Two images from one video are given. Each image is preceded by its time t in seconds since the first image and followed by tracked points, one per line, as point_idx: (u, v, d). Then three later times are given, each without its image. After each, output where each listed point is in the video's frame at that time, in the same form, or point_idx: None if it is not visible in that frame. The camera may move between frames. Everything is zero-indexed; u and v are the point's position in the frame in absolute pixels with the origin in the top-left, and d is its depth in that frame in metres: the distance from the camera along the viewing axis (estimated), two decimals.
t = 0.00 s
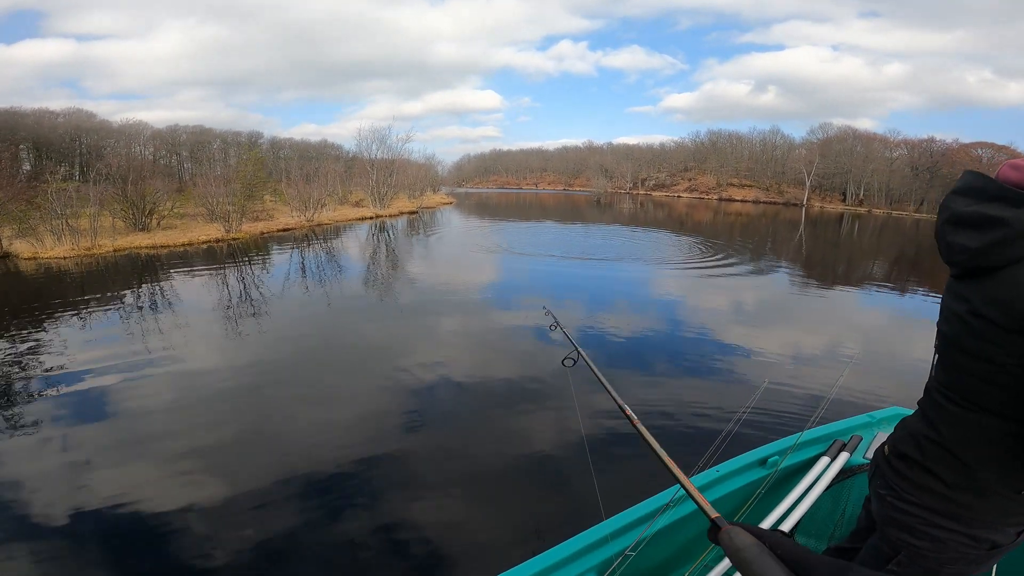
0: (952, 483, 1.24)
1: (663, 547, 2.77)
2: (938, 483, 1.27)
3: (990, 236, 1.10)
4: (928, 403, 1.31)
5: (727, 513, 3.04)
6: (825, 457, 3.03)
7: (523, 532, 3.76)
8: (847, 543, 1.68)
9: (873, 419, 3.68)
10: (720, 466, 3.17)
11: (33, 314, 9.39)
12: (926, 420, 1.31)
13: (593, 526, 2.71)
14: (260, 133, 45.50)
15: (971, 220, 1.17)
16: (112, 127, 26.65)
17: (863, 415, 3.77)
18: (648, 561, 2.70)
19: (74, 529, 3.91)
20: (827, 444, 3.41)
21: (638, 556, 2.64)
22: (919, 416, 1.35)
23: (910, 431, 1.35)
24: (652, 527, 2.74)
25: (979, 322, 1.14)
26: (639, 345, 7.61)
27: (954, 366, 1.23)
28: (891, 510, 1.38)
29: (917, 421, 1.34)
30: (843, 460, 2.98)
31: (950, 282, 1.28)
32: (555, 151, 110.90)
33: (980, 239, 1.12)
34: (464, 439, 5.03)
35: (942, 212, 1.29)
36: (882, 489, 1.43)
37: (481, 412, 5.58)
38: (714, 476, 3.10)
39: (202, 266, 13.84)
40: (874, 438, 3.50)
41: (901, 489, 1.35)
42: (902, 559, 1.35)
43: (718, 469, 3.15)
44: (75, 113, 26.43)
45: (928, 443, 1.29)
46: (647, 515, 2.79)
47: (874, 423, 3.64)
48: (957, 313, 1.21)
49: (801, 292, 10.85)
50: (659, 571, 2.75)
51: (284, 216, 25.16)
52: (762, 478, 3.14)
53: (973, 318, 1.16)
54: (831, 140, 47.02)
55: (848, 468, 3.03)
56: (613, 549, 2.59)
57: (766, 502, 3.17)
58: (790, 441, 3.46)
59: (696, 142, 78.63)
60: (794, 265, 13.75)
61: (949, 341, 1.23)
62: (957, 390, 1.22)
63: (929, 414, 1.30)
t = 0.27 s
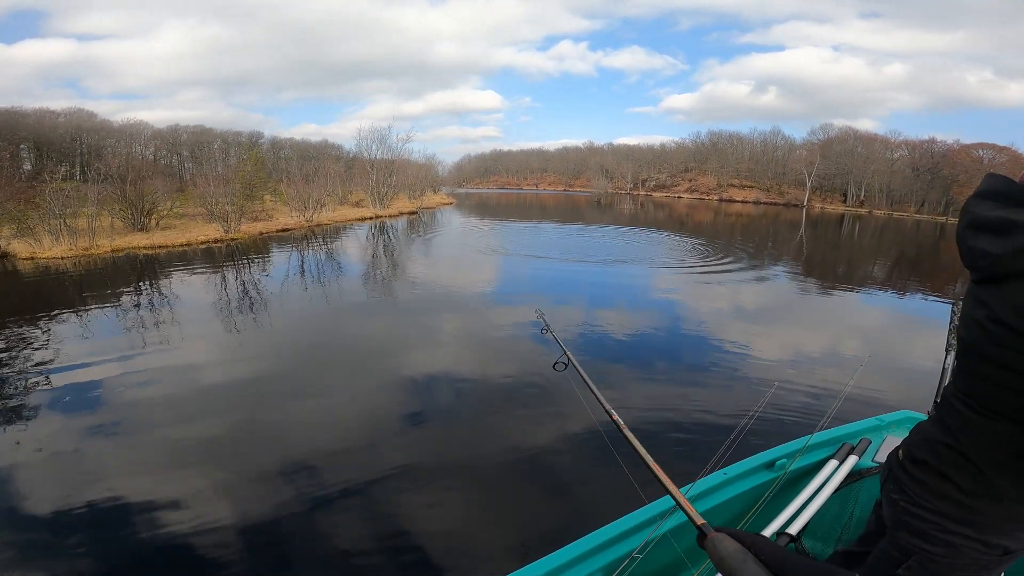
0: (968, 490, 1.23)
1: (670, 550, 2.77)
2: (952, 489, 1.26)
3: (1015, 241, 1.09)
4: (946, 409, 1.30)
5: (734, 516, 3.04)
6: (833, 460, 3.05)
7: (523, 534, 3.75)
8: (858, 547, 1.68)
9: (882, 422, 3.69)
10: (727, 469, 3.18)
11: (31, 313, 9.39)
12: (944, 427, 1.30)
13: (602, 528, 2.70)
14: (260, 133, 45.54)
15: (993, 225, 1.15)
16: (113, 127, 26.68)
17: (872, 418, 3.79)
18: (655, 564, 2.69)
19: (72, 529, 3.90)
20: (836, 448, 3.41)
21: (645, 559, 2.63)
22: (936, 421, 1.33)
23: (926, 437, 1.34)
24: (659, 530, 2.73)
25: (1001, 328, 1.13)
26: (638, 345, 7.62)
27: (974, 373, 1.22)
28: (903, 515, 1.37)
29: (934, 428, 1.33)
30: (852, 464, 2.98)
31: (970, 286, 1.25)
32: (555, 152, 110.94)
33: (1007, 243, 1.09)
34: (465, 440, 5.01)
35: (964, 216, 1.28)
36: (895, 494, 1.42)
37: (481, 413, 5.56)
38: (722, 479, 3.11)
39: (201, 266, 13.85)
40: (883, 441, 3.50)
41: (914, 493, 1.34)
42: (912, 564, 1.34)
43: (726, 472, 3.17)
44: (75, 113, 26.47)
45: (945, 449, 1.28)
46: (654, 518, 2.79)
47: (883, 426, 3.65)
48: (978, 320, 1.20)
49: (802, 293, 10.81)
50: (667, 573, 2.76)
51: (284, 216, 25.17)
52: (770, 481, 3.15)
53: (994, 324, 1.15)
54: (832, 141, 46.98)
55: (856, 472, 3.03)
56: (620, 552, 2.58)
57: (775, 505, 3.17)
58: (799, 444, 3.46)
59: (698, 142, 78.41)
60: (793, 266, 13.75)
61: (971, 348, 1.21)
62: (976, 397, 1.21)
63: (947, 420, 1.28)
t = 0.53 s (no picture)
0: (985, 495, 1.21)
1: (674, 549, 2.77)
2: (969, 493, 1.24)
3: None
4: (965, 413, 1.28)
5: (737, 516, 3.04)
6: (837, 461, 3.08)
7: (521, 536, 3.74)
8: (865, 550, 1.73)
9: (887, 424, 3.70)
10: (731, 471, 3.19)
11: (28, 315, 9.38)
12: (962, 431, 1.28)
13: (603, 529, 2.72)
14: (260, 133, 45.57)
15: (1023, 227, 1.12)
16: (113, 128, 26.68)
17: (877, 420, 3.79)
18: (657, 564, 2.69)
19: (69, 535, 3.89)
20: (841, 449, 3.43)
21: (647, 559, 2.63)
22: (954, 425, 1.31)
23: (943, 440, 1.32)
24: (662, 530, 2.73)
25: None
26: (637, 345, 7.62)
27: (995, 376, 1.19)
28: (916, 519, 1.35)
29: (952, 432, 1.30)
30: (856, 465, 3.03)
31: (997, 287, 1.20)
32: (555, 152, 110.93)
33: None
34: (463, 441, 5.01)
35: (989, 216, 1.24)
36: (909, 498, 1.40)
37: (479, 414, 5.55)
38: (726, 480, 3.11)
39: (199, 267, 13.84)
40: (888, 442, 3.51)
41: (929, 497, 1.33)
42: (925, 568, 1.32)
43: (728, 472, 3.18)
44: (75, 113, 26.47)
45: (962, 453, 1.26)
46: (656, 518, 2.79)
47: (888, 428, 3.66)
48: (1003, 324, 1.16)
49: (800, 294, 10.80)
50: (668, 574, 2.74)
51: (283, 216, 25.16)
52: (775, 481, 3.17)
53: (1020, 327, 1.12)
54: (832, 142, 46.97)
55: (860, 472, 3.05)
56: (621, 552, 2.58)
57: (780, 505, 3.18)
58: (804, 445, 3.48)
59: (697, 142, 78.41)
60: (793, 266, 13.76)
61: (992, 352, 1.19)
62: (997, 401, 1.18)
63: (965, 425, 1.26)
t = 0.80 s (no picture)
0: (989, 499, 1.21)
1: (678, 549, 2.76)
2: (972, 497, 1.24)
3: None
4: (971, 417, 1.27)
5: (739, 516, 3.03)
6: (840, 462, 3.08)
7: (520, 535, 3.73)
8: (869, 552, 1.68)
9: (891, 425, 3.70)
10: (735, 470, 3.19)
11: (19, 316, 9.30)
12: (969, 435, 1.27)
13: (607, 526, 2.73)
14: (256, 133, 45.42)
15: None
16: (107, 127, 26.52)
17: (881, 421, 3.80)
18: (661, 564, 2.67)
19: (62, 531, 3.86)
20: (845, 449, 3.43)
21: (650, 559, 2.63)
22: (961, 429, 1.30)
23: (948, 444, 1.32)
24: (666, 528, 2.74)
25: None
26: (634, 345, 7.62)
27: (1005, 381, 1.18)
28: (919, 522, 1.35)
29: (959, 435, 1.29)
30: (858, 465, 3.06)
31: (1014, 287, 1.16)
32: (552, 152, 110.97)
33: None
34: (461, 441, 4.99)
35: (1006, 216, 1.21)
36: (913, 500, 1.39)
37: (477, 414, 5.54)
38: (729, 479, 3.12)
39: (193, 267, 13.77)
40: (892, 444, 3.50)
41: (932, 500, 1.32)
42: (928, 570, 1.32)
43: (731, 472, 3.16)
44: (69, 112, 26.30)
45: (968, 457, 1.25)
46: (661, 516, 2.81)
47: (892, 429, 3.66)
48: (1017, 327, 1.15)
49: (796, 294, 10.83)
50: (672, 573, 2.72)
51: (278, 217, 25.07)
52: (778, 482, 3.17)
53: None
54: (827, 142, 47.17)
55: (862, 473, 3.06)
56: (624, 552, 2.58)
57: (782, 505, 3.19)
58: (809, 445, 3.46)
59: (694, 143, 78.62)
60: (789, 267, 13.80)
61: (1004, 355, 1.17)
62: (1006, 406, 1.17)
63: (974, 429, 1.25)
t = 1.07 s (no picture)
0: (982, 499, 1.20)
1: (677, 548, 2.75)
2: (965, 497, 1.23)
3: None
4: (969, 415, 1.25)
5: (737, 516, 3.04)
6: (839, 462, 3.10)
7: (517, 531, 3.70)
8: (863, 551, 1.69)
9: (890, 425, 3.73)
10: (734, 469, 3.22)
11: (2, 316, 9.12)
12: (963, 434, 1.26)
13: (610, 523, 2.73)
14: (247, 130, 45.01)
15: None
16: (95, 125, 26.17)
17: (879, 420, 3.82)
18: (658, 562, 2.69)
19: (48, 530, 3.79)
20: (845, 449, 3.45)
21: (648, 558, 2.64)
22: (955, 428, 1.29)
23: (941, 442, 1.31)
24: (666, 526, 2.75)
25: None
26: (626, 343, 7.62)
27: (1003, 379, 1.17)
28: (912, 520, 1.34)
29: (952, 434, 1.29)
30: (857, 465, 3.06)
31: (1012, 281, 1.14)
32: (545, 151, 110.96)
33: None
34: (456, 439, 4.95)
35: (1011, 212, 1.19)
36: (903, 498, 1.39)
37: (472, 412, 5.49)
38: (729, 478, 3.14)
39: (180, 267, 13.58)
40: (890, 443, 3.53)
41: (925, 500, 1.32)
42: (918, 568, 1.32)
43: (731, 471, 3.20)
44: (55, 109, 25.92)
45: (961, 457, 1.25)
46: (661, 514, 2.82)
47: (890, 428, 3.69)
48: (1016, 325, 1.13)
49: (788, 292, 10.89)
50: (670, 570, 2.75)
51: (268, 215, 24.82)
52: (778, 480, 3.20)
53: None
54: (818, 142, 47.54)
55: (862, 473, 3.08)
56: (623, 550, 2.58)
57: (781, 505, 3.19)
58: (808, 445, 3.50)
59: (686, 142, 78.98)
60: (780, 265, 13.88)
61: (1002, 354, 1.16)
62: (1001, 405, 1.16)
63: (968, 428, 1.24)
